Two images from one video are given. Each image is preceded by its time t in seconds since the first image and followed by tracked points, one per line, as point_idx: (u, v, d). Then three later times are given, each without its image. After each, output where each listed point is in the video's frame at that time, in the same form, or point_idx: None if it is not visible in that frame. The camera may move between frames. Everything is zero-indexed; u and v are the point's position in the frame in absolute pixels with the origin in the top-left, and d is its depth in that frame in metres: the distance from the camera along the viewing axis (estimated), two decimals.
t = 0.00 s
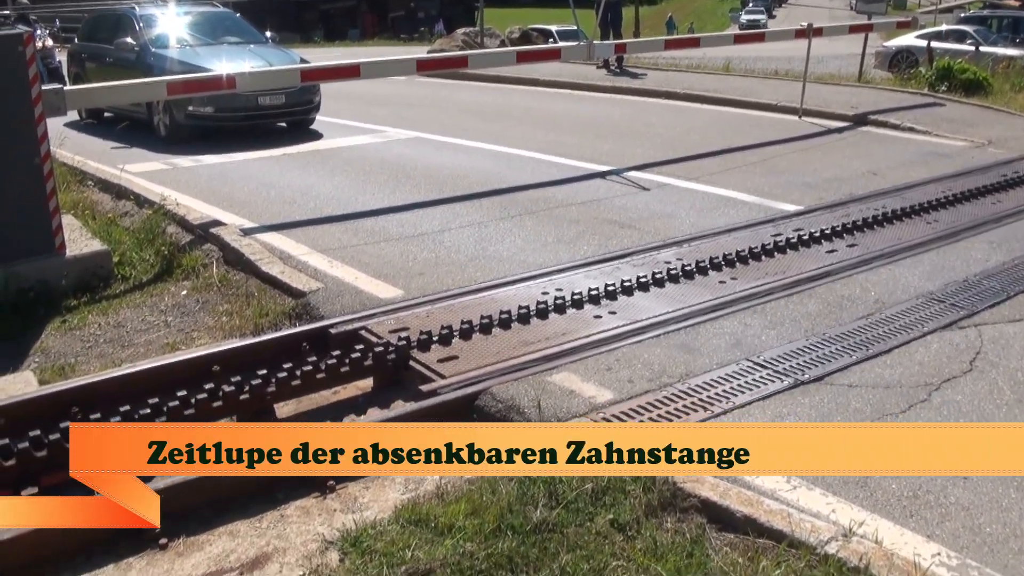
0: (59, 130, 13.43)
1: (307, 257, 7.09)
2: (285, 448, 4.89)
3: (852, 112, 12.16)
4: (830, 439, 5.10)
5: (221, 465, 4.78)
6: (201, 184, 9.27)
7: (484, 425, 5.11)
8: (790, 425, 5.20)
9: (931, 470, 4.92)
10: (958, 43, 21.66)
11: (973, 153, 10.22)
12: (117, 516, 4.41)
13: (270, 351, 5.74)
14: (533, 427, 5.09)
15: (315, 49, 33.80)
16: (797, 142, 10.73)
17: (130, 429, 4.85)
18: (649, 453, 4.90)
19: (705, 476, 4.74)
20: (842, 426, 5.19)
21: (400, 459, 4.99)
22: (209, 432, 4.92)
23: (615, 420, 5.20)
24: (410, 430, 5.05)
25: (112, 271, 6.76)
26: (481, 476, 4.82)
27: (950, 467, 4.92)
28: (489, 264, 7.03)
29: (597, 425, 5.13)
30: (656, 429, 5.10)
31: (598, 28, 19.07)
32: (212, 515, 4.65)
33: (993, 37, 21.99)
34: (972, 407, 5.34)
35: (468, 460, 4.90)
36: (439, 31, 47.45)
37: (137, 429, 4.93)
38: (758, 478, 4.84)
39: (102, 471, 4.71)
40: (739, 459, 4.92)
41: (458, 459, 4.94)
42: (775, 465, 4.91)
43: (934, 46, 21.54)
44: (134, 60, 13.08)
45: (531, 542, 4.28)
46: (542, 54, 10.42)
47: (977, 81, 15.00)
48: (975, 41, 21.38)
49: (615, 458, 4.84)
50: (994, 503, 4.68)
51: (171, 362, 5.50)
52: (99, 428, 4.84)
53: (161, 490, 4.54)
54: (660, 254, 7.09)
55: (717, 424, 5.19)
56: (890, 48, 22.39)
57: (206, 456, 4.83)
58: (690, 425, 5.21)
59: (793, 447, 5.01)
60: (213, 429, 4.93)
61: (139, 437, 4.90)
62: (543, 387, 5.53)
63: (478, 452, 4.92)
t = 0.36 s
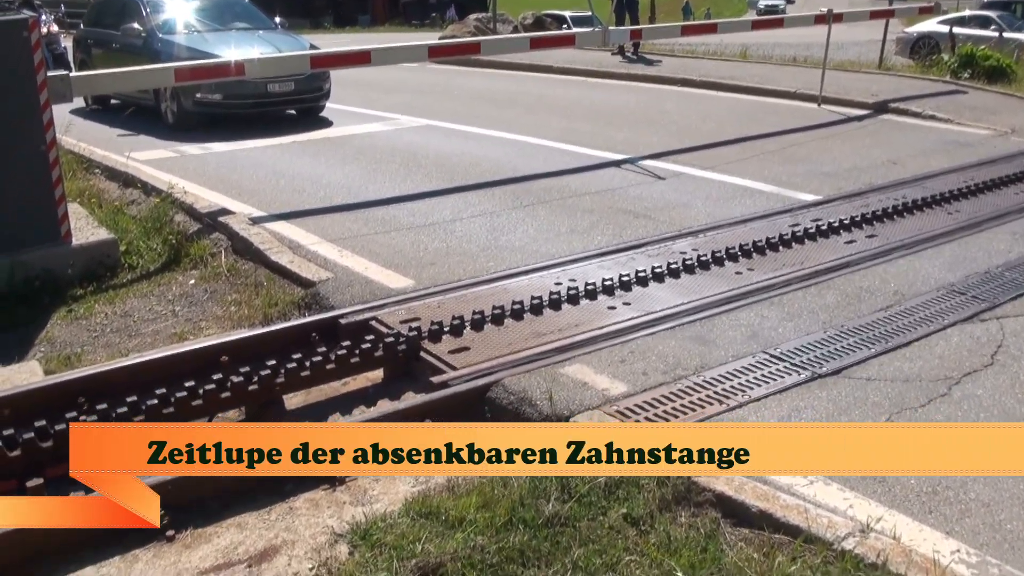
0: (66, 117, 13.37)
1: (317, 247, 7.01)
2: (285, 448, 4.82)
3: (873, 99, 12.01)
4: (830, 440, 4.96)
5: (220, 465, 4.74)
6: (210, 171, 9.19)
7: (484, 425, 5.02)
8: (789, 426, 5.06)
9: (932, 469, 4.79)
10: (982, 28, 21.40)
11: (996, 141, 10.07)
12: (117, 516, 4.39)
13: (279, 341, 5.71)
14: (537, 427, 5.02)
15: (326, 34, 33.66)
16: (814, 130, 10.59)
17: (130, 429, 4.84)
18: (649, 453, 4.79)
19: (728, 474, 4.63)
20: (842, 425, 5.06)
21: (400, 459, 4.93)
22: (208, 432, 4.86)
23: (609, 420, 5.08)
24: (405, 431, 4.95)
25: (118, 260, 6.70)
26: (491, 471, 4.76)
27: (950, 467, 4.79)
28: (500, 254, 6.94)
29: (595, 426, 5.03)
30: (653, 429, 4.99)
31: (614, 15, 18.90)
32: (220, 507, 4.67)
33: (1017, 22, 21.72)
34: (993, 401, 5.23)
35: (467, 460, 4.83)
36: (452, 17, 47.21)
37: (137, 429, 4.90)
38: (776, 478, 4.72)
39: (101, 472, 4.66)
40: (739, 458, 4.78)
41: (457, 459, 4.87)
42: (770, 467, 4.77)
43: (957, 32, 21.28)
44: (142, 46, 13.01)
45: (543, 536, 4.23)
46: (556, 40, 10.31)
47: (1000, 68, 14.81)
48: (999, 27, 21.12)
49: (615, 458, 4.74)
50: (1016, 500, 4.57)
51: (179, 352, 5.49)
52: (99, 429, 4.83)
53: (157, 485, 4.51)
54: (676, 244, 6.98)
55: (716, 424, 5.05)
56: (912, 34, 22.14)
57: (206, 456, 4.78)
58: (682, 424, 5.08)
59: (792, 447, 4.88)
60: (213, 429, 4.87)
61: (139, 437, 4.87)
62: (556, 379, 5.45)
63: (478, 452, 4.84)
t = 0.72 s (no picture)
0: (66, 105, 13.27)
1: (321, 237, 6.92)
2: (285, 448, 4.76)
3: (887, 88, 11.88)
4: (830, 440, 4.85)
5: (220, 465, 4.67)
6: (213, 160, 9.11)
7: (484, 425, 4.98)
8: (790, 427, 4.93)
9: (935, 469, 4.66)
10: (1000, 15, 21.16)
11: (1013, 131, 9.93)
12: (117, 516, 4.34)
13: (283, 332, 5.64)
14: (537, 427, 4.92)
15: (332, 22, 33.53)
16: (826, 120, 10.46)
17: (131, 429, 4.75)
18: (648, 453, 4.69)
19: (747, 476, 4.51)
20: (843, 426, 4.94)
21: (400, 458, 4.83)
22: (209, 431, 4.80)
23: (609, 418, 4.97)
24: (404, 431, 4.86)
25: (118, 251, 6.62)
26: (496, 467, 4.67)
27: (950, 467, 4.67)
28: (507, 245, 6.85)
29: (596, 426, 4.89)
30: (652, 429, 4.88)
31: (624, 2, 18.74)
32: (223, 500, 4.63)
33: None
34: (1009, 396, 5.13)
35: (467, 460, 4.74)
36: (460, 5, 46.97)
37: (137, 430, 4.80)
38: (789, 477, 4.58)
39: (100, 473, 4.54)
40: (739, 458, 4.64)
41: (457, 459, 4.79)
42: (769, 467, 4.62)
43: (974, 19, 21.05)
44: (143, 33, 12.91)
45: (549, 531, 4.16)
46: (564, 28, 10.19)
47: (1017, 57, 14.64)
48: (1017, 13, 20.87)
49: (615, 458, 4.62)
50: None
51: (180, 343, 5.45)
52: (99, 430, 4.72)
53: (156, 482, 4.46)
54: (685, 236, 6.88)
55: (717, 425, 4.92)
56: (927, 21, 21.92)
57: (206, 457, 4.69)
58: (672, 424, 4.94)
59: (792, 448, 4.76)
60: (214, 428, 4.81)
61: (139, 437, 4.77)
62: (562, 371, 5.37)
63: (478, 452, 4.76)
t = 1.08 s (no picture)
0: (59, 95, 13.17)
1: (317, 230, 6.84)
2: (285, 449, 4.61)
3: (892, 78, 11.78)
4: (830, 440, 4.73)
5: (220, 465, 4.60)
6: (209, 151, 9.02)
7: (485, 425, 4.85)
8: (790, 427, 4.81)
9: (937, 468, 4.56)
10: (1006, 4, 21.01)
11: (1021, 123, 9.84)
12: (117, 516, 4.27)
13: (277, 326, 5.57)
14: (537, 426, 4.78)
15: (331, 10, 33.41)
16: (831, 111, 10.37)
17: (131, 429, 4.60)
18: (649, 453, 4.57)
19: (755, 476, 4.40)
20: (842, 426, 4.82)
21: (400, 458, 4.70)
22: (209, 431, 4.65)
23: (608, 415, 4.87)
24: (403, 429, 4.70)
25: (111, 243, 6.54)
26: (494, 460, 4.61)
27: (949, 467, 4.57)
28: (505, 238, 6.76)
29: (596, 427, 4.76)
30: (654, 430, 4.71)
31: None
32: (217, 496, 4.57)
33: None
34: (1015, 393, 5.05)
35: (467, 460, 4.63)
36: None
37: (137, 430, 4.65)
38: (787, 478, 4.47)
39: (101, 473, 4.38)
40: (738, 459, 4.49)
41: (457, 459, 4.66)
42: (769, 469, 4.48)
43: (980, 9, 20.92)
44: (137, 22, 12.81)
45: (547, 528, 4.09)
46: (565, 16, 10.08)
47: None
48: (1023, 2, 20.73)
49: (615, 458, 4.51)
50: None
51: (172, 338, 5.38)
52: (99, 429, 4.58)
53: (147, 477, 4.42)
54: (687, 229, 6.79)
55: (721, 426, 4.77)
56: (933, 10, 21.79)
57: (206, 456, 4.60)
58: (662, 425, 4.79)
59: (792, 447, 4.63)
60: (214, 428, 4.66)
61: (139, 437, 4.61)
62: (563, 366, 5.29)
63: (478, 451, 4.64)
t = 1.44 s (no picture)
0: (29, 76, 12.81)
1: (301, 219, 6.52)
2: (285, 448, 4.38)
3: (912, 61, 11.48)
4: (830, 438, 4.47)
5: (220, 465, 4.35)
6: (187, 134, 8.69)
7: (486, 424, 4.59)
8: (790, 427, 4.53)
9: (940, 470, 4.32)
10: None
11: None
12: (117, 516, 4.05)
13: (259, 320, 5.27)
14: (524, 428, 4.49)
15: None
16: (847, 96, 10.07)
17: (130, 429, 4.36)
18: (648, 454, 4.30)
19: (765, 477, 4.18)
20: (844, 426, 4.54)
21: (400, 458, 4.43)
22: (210, 431, 4.41)
23: (608, 415, 4.59)
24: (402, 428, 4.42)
25: (82, 231, 6.23)
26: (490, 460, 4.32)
27: (950, 467, 4.33)
28: (500, 228, 6.46)
29: (596, 426, 4.47)
30: (653, 429, 4.46)
31: None
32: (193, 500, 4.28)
33: None
34: None
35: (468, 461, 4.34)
36: None
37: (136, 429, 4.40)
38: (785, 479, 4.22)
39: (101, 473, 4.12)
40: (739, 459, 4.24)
41: (457, 459, 4.37)
42: (770, 469, 4.24)
43: None
44: None
45: (543, 535, 3.82)
46: None
47: None
48: None
49: (615, 459, 4.23)
50: None
51: (146, 333, 5.08)
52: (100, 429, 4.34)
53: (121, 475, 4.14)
54: (692, 219, 6.50)
55: (720, 426, 4.50)
56: None
57: (206, 456, 4.35)
58: (661, 425, 4.52)
59: (792, 447, 4.36)
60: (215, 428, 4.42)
61: (138, 437, 4.36)
62: (560, 364, 5.01)
63: (478, 451, 4.36)
